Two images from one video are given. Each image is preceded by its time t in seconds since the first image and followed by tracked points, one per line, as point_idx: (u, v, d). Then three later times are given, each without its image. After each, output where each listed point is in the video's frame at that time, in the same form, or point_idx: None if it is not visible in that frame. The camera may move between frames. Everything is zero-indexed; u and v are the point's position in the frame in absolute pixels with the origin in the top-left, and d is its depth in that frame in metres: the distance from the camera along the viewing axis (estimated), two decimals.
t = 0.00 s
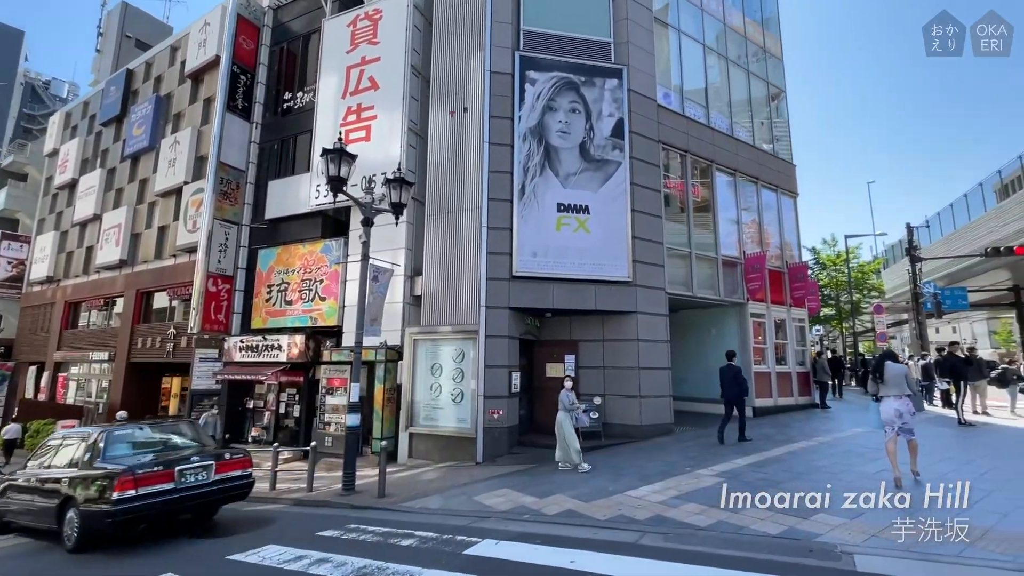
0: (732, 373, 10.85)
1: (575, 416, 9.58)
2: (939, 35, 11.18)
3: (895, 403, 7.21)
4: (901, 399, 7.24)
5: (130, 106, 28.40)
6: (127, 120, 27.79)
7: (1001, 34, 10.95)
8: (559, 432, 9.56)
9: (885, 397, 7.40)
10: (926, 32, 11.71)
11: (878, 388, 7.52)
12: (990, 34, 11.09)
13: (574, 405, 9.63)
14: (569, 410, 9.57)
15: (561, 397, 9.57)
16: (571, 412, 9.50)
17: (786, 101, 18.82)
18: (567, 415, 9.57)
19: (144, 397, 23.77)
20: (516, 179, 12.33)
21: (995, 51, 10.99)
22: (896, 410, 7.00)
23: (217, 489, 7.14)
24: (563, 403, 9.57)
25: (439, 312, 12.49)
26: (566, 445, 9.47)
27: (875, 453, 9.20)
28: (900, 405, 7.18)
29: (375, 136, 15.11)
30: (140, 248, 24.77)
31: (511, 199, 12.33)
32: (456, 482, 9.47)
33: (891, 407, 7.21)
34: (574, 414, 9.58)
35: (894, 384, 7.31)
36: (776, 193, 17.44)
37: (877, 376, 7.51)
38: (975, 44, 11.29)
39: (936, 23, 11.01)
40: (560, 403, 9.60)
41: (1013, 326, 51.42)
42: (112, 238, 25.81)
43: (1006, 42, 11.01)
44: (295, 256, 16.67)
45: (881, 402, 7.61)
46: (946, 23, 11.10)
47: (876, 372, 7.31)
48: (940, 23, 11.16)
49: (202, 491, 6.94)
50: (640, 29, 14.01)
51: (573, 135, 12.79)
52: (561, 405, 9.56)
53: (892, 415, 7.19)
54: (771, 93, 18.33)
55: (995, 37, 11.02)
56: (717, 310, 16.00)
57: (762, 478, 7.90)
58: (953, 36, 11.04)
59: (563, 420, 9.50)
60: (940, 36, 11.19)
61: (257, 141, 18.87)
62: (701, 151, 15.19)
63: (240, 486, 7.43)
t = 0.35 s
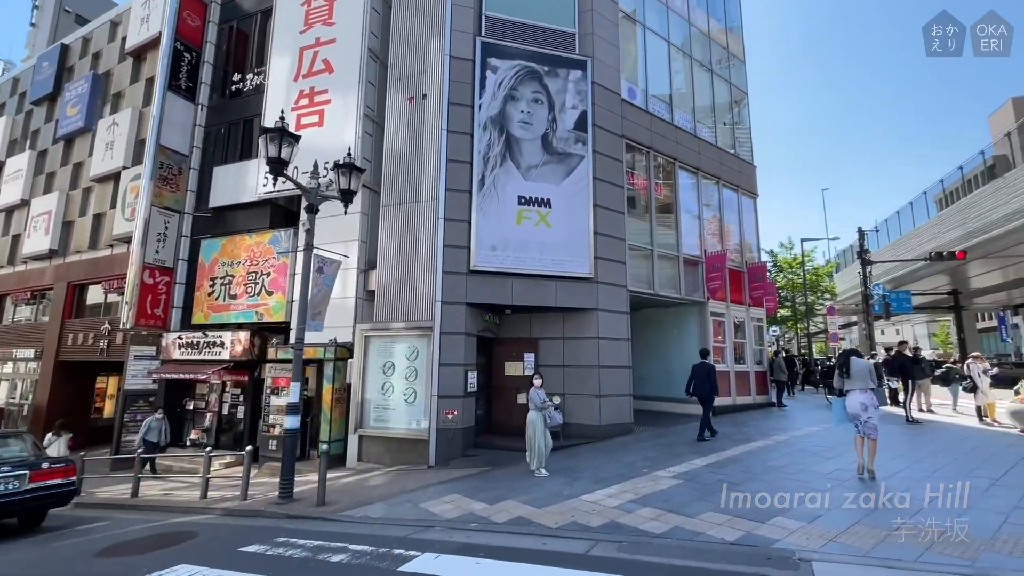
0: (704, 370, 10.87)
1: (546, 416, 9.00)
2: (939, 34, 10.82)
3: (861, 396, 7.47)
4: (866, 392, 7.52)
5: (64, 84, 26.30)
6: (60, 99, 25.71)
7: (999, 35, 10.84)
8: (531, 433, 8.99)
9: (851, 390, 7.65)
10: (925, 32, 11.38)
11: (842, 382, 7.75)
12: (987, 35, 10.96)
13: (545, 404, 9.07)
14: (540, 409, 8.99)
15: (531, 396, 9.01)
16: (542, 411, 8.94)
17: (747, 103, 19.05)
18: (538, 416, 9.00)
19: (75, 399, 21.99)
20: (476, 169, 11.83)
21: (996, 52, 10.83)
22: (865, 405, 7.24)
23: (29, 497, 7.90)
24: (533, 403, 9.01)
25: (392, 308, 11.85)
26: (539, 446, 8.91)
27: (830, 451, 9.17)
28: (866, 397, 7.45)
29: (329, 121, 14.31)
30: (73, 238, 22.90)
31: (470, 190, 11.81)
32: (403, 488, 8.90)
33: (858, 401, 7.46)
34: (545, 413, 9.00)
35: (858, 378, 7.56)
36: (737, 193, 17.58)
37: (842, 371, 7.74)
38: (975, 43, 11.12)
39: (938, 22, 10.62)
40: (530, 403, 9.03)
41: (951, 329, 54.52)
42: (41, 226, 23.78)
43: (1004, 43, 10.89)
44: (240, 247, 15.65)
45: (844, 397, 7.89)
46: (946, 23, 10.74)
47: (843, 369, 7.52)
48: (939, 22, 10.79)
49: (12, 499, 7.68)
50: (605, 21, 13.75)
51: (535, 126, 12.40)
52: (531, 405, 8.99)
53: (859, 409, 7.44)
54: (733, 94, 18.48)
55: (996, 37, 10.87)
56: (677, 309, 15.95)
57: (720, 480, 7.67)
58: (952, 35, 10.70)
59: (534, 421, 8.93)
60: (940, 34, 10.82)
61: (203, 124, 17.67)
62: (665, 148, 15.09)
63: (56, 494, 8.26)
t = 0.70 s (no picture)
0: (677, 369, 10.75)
1: (515, 418, 8.20)
2: (941, 34, 10.25)
3: (826, 395, 7.44)
4: (832, 389, 7.44)
5: None
6: None
7: (999, 35, 10.05)
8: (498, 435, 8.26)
9: (816, 390, 7.62)
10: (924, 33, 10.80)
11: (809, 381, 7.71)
12: (987, 34, 10.20)
13: (517, 406, 8.31)
14: (510, 410, 8.24)
15: (502, 394, 8.29)
16: (512, 412, 8.17)
17: (709, 103, 19.17)
18: (507, 416, 8.25)
19: None
20: (433, 157, 11.23)
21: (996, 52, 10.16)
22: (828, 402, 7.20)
23: None
24: (504, 402, 8.28)
25: (341, 302, 11.12)
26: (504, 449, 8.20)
27: (787, 450, 9.08)
28: (829, 396, 7.42)
29: (277, 103, 13.39)
30: None
31: (427, 178, 11.20)
32: (347, 495, 8.25)
33: (822, 399, 7.43)
34: (515, 415, 8.21)
35: (824, 377, 7.54)
36: (699, 192, 17.62)
37: (809, 370, 7.73)
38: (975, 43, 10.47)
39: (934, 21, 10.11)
40: (500, 402, 8.30)
41: (893, 330, 57.47)
42: None
43: (1003, 42, 10.15)
44: (179, 235, 14.50)
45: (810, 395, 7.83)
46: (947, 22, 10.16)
47: (809, 366, 7.50)
48: (942, 22, 10.25)
49: None
50: (570, 10, 13.39)
51: (496, 114, 11.92)
52: (501, 404, 8.25)
53: (822, 407, 7.39)
54: (696, 93, 18.53)
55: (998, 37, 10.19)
56: (639, 307, 15.82)
57: (679, 482, 7.39)
58: (955, 36, 10.13)
59: (502, 421, 8.20)
60: (944, 35, 10.27)
61: (139, 103, 16.32)
62: (628, 144, 14.88)
63: None
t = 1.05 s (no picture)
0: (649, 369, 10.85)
1: (493, 415, 7.73)
2: (936, 34, 7.16)
3: (791, 390, 7.91)
4: (796, 385, 7.92)
5: None
6: None
7: (1005, 33, 6.76)
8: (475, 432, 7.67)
9: (782, 383, 8.09)
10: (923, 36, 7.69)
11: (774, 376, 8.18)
12: (987, 34, 6.91)
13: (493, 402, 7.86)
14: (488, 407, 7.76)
15: (480, 390, 7.76)
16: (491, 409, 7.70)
17: (674, 104, 19.24)
18: (484, 413, 7.73)
19: None
20: (387, 142, 10.57)
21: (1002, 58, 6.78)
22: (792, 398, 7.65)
23: None
24: (481, 398, 7.77)
25: (285, 295, 10.30)
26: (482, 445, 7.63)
27: (747, 449, 8.92)
28: (795, 391, 7.89)
29: (220, 80, 12.38)
30: None
31: (381, 164, 10.52)
32: (282, 504, 7.52)
33: (787, 394, 7.90)
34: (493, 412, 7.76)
35: (789, 372, 8.03)
36: (662, 190, 17.55)
37: (775, 365, 8.20)
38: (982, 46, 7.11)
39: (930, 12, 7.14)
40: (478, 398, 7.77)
41: (841, 331, 59.94)
42: None
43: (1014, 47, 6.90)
44: (106, 220, 13.23)
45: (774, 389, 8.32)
46: (947, 22, 7.10)
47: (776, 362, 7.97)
48: (937, 19, 7.20)
49: None
50: None
51: (456, 99, 11.37)
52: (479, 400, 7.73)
53: (787, 402, 7.86)
54: (661, 90, 18.47)
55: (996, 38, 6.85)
56: (601, 305, 15.58)
57: (638, 485, 7.05)
58: (953, 36, 7.04)
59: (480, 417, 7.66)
60: (936, 36, 7.19)
61: (64, 75, 14.84)
62: (593, 138, 14.60)
63: None
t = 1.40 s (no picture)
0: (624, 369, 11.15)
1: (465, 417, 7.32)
2: (938, 34, 8.15)
3: (763, 387, 8.20)
4: (768, 381, 8.21)
5: None
6: None
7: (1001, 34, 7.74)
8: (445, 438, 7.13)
9: (754, 381, 8.35)
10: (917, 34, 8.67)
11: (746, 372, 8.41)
12: (987, 35, 7.86)
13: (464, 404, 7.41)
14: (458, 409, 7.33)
15: (451, 391, 7.28)
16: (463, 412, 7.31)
17: (640, 101, 19.12)
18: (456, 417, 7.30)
19: None
20: (337, 122, 9.76)
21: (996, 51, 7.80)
22: (765, 393, 7.93)
23: None
24: (452, 400, 7.30)
25: (219, 286, 9.34)
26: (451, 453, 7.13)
27: (710, 451, 8.63)
28: (767, 387, 8.17)
29: (152, 49, 11.23)
30: None
31: (330, 145, 9.69)
32: (203, 520, 6.65)
33: (760, 390, 8.20)
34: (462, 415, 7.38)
35: (761, 369, 8.32)
36: (628, 188, 17.35)
37: (747, 362, 8.44)
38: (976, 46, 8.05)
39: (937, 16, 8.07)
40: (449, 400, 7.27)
41: (793, 332, 62.24)
42: None
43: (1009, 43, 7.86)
44: (17, 202, 11.83)
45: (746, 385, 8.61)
46: (946, 23, 7.97)
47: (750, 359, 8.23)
48: (939, 21, 8.13)
49: None
50: None
51: (413, 81, 10.68)
52: (452, 402, 7.25)
53: (761, 398, 8.17)
54: (627, 87, 18.28)
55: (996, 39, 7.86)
56: (565, 302, 15.18)
57: (599, 492, 6.57)
58: (954, 37, 7.99)
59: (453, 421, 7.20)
60: (939, 35, 8.14)
61: None
62: (558, 130, 14.17)
63: None
